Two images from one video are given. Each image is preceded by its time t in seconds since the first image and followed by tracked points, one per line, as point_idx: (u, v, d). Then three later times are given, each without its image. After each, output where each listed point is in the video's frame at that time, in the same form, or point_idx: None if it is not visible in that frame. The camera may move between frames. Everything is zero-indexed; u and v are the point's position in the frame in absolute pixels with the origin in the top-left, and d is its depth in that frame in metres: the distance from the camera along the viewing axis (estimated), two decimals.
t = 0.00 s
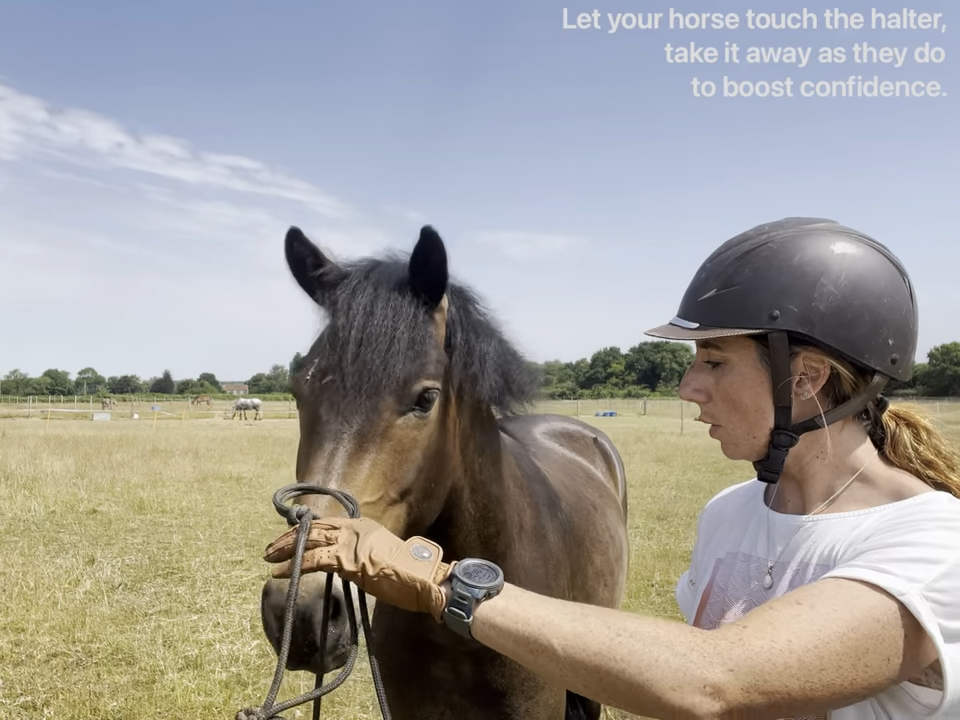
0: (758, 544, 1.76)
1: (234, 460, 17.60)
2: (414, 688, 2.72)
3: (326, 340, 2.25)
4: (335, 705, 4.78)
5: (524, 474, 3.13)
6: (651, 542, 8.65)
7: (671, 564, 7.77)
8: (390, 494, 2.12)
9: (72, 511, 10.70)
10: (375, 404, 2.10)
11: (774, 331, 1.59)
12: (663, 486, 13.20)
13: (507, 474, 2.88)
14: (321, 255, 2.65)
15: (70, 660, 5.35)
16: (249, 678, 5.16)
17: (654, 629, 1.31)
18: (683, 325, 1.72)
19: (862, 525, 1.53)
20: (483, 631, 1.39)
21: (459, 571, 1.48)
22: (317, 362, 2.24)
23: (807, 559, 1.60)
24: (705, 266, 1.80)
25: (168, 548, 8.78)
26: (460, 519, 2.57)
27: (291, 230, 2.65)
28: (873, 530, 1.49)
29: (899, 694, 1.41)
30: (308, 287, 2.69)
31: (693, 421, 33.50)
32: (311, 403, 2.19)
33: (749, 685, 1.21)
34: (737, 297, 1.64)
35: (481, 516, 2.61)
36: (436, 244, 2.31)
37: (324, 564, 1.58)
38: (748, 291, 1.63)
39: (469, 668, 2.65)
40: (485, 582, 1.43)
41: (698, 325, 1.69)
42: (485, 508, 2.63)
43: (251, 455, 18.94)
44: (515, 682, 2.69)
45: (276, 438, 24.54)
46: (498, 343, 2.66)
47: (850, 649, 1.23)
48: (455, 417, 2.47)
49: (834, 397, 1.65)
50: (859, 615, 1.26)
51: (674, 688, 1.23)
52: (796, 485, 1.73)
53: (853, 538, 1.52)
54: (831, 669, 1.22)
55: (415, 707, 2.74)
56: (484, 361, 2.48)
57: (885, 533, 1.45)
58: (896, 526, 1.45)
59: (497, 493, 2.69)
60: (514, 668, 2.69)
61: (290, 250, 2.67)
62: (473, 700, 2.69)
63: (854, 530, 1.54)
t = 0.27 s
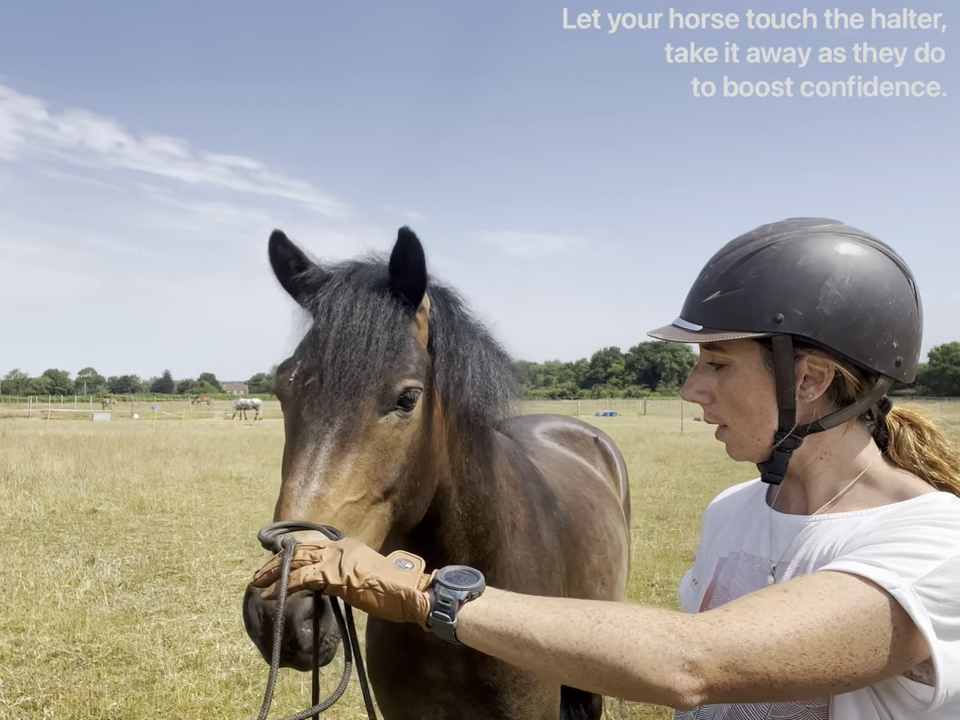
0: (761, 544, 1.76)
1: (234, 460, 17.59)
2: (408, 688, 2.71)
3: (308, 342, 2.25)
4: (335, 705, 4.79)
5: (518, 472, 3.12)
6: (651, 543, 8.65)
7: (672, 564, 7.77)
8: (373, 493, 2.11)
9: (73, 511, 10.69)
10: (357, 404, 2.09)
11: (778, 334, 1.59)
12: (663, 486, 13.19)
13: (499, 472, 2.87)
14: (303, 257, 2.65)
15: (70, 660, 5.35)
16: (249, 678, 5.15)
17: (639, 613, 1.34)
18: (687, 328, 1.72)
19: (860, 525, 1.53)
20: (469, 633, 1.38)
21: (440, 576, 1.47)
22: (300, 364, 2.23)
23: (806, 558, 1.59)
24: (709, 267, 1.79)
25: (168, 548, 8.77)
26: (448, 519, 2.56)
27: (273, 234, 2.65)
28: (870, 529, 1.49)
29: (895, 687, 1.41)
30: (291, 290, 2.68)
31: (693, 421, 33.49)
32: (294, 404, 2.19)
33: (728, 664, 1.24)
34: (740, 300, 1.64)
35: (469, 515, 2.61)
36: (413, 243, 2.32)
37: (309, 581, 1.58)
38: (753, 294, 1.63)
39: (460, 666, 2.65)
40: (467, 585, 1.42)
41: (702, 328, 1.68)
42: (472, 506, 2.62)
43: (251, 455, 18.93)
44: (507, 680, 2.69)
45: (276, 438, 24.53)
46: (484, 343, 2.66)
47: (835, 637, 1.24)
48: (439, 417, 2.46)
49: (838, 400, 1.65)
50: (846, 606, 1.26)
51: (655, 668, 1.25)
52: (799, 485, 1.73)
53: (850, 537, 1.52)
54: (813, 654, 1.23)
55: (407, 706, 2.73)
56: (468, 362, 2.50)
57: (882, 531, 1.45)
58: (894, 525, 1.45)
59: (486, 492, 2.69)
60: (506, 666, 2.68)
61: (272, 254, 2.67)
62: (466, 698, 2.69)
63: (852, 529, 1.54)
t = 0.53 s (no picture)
0: (763, 544, 1.76)
1: (234, 460, 17.59)
2: (402, 687, 2.72)
3: (303, 349, 2.25)
4: (335, 705, 4.79)
5: (512, 472, 3.12)
6: (651, 543, 8.65)
7: (671, 564, 7.77)
8: (372, 498, 2.12)
9: (73, 511, 10.70)
10: (354, 410, 2.09)
11: (776, 336, 1.60)
12: (663, 486, 13.19)
13: (493, 472, 2.87)
14: (298, 263, 2.65)
15: (70, 660, 5.35)
16: (249, 678, 5.16)
17: (629, 601, 1.34)
18: (686, 331, 1.72)
19: (859, 523, 1.53)
20: (462, 623, 1.39)
21: (437, 567, 1.48)
22: (295, 370, 2.23)
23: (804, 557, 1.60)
24: (707, 269, 1.80)
25: (168, 548, 8.78)
26: (442, 520, 2.57)
27: (268, 240, 2.65)
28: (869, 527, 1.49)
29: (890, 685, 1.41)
30: (286, 295, 2.69)
31: (693, 421, 33.49)
32: (291, 411, 2.19)
33: (716, 653, 1.25)
34: (739, 303, 1.64)
35: (463, 516, 2.61)
36: (406, 247, 2.32)
37: (311, 570, 1.59)
38: (751, 297, 1.63)
39: (455, 665, 2.65)
40: (462, 576, 1.43)
41: (700, 331, 1.69)
42: (467, 508, 2.63)
43: (251, 455, 18.94)
44: (501, 679, 2.68)
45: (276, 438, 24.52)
46: (478, 345, 2.66)
47: (825, 630, 1.25)
48: (435, 420, 2.47)
49: (839, 401, 1.65)
50: (838, 600, 1.27)
51: (643, 655, 1.26)
52: (801, 486, 1.74)
53: (848, 534, 1.52)
54: (802, 645, 1.24)
55: (403, 706, 2.75)
56: (460, 364, 2.51)
57: (880, 529, 1.45)
58: (892, 524, 1.45)
59: (479, 493, 2.68)
60: (500, 664, 2.67)
61: (268, 259, 2.67)
62: (461, 696, 2.69)
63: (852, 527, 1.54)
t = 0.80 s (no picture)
0: (763, 543, 1.76)
1: (234, 460, 17.59)
2: (397, 688, 2.72)
3: (298, 352, 2.25)
4: (335, 705, 4.79)
5: (508, 472, 3.11)
6: (651, 543, 8.65)
7: (672, 564, 7.77)
8: (369, 502, 2.11)
9: (72, 511, 10.69)
10: (350, 415, 2.09)
11: (777, 337, 1.59)
12: (663, 486, 13.19)
13: (488, 472, 2.87)
14: (294, 266, 2.65)
15: (70, 660, 5.35)
16: (249, 678, 5.16)
17: (626, 598, 1.34)
18: (687, 333, 1.72)
19: (859, 522, 1.53)
20: (461, 622, 1.39)
21: (436, 566, 1.48)
22: (290, 375, 2.22)
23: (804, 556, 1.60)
24: (707, 270, 1.80)
25: (168, 549, 8.77)
26: (437, 521, 2.57)
27: (263, 244, 2.65)
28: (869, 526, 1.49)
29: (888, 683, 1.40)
30: (281, 299, 2.68)
31: (693, 421, 33.49)
32: (287, 416, 2.18)
33: (712, 649, 1.25)
34: (739, 304, 1.64)
35: (457, 517, 2.61)
36: (401, 252, 2.31)
37: (310, 570, 1.58)
38: (751, 298, 1.63)
39: (450, 665, 2.65)
40: (460, 574, 1.43)
41: (701, 332, 1.69)
42: (462, 509, 2.62)
43: (251, 455, 18.93)
44: (497, 679, 2.68)
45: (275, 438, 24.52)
46: (473, 347, 2.66)
47: (822, 627, 1.24)
48: (430, 422, 2.46)
49: (840, 401, 1.65)
50: (835, 597, 1.27)
51: (639, 651, 1.26)
52: (802, 486, 1.74)
53: (848, 533, 1.52)
54: (799, 642, 1.23)
55: (398, 706, 2.74)
56: (455, 366, 2.50)
57: (880, 528, 1.45)
58: (892, 523, 1.45)
59: (474, 494, 2.68)
60: (496, 665, 2.66)
61: (263, 263, 2.67)
62: (456, 696, 2.69)
63: (852, 526, 1.53)
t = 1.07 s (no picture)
0: (762, 543, 1.76)
1: (233, 460, 17.59)
2: (394, 688, 2.72)
3: (302, 353, 2.25)
4: (335, 705, 4.80)
5: (506, 473, 3.11)
6: (651, 543, 8.65)
7: (671, 564, 7.77)
8: (370, 505, 2.12)
9: (72, 511, 10.69)
10: (353, 417, 2.09)
11: (776, 338, 1.59)
12: (663, 486, 13.19)
13: (486, 474, 2.87)
14: (299, 266, 2.65)
15: (70, 659, 5.35)
16: (249, 678, 5.16)
17: (622, 596, 1.34)
18: (686, 333, 1.72)
19: (856, 521, 1.53)
20: (459, 620, 1.39)
21: (433, 564, 1.48)
22: (294, 376, 2.22)
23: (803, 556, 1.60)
24: (707, 270, 1.80)
25: (168, 548, 8.77)
26: (433, 523, 2.58)
27: (268, 243, 2.65)
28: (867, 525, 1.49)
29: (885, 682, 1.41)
30: (285, 299, 2.68)
31: (693, 421, 33.50)
32: (289, 416, 2.18)
33: (706, 646, 1.25)
34: (738, 305, 1.64)
35: (454, 519, 2.62)
36: (409, 255, 2.31)
37: (309, 569, 1.58)
38: (750, 299, 1.63)
39: (446, 666, 2.65)
40: (457, 572, 1.44)
41: (700, 333, 1.69)
42: (458, 511, 2.63)
43: (251, 455, 18.93)
44: (493, 680, 2.68)
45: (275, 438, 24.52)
46: (473, 350, 2.66)
47: (817, 625, 1.24)
48: (428, 426, 2.46)
49: (839, 402, 1.65)
50: (830, 595, 1.27)
51: (634, 648, 1.26)
52: (801, 486, 1.74)
53: (846, 532, 1.52)
54: (794, 640, 1.24)
55: (395, 706, 2.74)
56: (456, 368, 2.51)
57: (877, 527, 1.45)
58: (890, 522, 1.45)
59: (471, 495, 2.68)
60: (492, 665, 2.67)
61: (268, 262, 2.67)
62: (453, 697, 2.69)
63: (850, 525, 1.54)
